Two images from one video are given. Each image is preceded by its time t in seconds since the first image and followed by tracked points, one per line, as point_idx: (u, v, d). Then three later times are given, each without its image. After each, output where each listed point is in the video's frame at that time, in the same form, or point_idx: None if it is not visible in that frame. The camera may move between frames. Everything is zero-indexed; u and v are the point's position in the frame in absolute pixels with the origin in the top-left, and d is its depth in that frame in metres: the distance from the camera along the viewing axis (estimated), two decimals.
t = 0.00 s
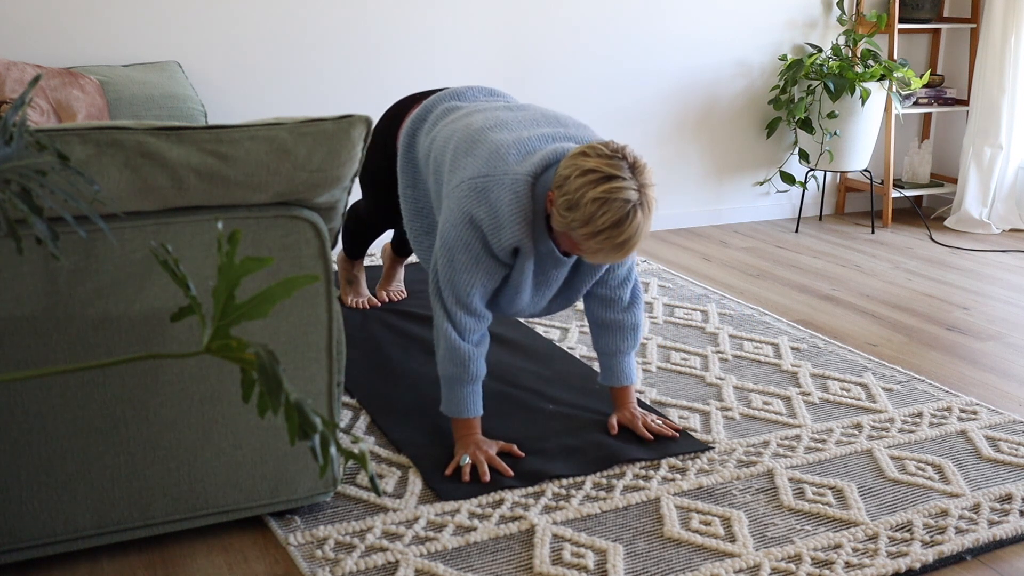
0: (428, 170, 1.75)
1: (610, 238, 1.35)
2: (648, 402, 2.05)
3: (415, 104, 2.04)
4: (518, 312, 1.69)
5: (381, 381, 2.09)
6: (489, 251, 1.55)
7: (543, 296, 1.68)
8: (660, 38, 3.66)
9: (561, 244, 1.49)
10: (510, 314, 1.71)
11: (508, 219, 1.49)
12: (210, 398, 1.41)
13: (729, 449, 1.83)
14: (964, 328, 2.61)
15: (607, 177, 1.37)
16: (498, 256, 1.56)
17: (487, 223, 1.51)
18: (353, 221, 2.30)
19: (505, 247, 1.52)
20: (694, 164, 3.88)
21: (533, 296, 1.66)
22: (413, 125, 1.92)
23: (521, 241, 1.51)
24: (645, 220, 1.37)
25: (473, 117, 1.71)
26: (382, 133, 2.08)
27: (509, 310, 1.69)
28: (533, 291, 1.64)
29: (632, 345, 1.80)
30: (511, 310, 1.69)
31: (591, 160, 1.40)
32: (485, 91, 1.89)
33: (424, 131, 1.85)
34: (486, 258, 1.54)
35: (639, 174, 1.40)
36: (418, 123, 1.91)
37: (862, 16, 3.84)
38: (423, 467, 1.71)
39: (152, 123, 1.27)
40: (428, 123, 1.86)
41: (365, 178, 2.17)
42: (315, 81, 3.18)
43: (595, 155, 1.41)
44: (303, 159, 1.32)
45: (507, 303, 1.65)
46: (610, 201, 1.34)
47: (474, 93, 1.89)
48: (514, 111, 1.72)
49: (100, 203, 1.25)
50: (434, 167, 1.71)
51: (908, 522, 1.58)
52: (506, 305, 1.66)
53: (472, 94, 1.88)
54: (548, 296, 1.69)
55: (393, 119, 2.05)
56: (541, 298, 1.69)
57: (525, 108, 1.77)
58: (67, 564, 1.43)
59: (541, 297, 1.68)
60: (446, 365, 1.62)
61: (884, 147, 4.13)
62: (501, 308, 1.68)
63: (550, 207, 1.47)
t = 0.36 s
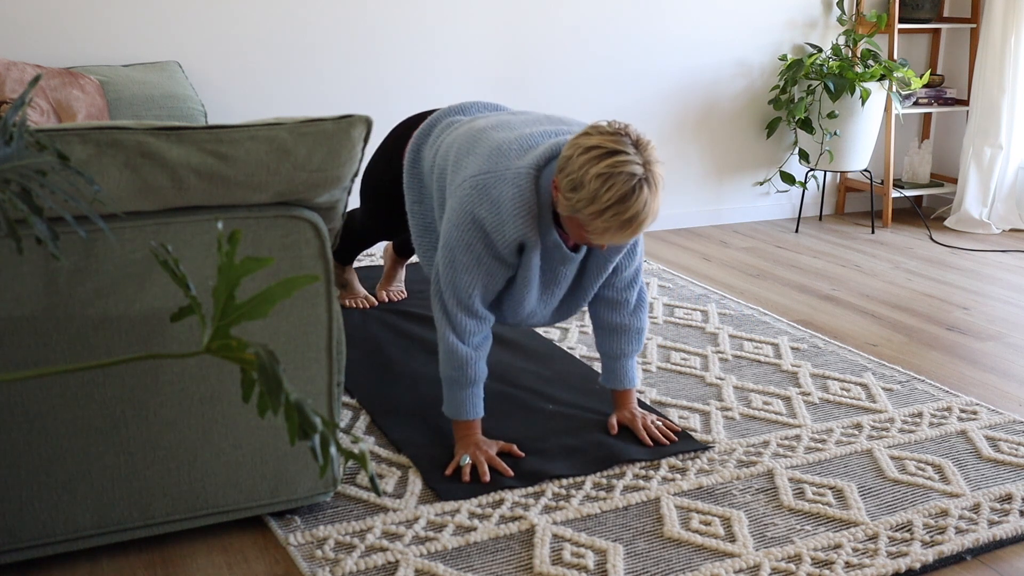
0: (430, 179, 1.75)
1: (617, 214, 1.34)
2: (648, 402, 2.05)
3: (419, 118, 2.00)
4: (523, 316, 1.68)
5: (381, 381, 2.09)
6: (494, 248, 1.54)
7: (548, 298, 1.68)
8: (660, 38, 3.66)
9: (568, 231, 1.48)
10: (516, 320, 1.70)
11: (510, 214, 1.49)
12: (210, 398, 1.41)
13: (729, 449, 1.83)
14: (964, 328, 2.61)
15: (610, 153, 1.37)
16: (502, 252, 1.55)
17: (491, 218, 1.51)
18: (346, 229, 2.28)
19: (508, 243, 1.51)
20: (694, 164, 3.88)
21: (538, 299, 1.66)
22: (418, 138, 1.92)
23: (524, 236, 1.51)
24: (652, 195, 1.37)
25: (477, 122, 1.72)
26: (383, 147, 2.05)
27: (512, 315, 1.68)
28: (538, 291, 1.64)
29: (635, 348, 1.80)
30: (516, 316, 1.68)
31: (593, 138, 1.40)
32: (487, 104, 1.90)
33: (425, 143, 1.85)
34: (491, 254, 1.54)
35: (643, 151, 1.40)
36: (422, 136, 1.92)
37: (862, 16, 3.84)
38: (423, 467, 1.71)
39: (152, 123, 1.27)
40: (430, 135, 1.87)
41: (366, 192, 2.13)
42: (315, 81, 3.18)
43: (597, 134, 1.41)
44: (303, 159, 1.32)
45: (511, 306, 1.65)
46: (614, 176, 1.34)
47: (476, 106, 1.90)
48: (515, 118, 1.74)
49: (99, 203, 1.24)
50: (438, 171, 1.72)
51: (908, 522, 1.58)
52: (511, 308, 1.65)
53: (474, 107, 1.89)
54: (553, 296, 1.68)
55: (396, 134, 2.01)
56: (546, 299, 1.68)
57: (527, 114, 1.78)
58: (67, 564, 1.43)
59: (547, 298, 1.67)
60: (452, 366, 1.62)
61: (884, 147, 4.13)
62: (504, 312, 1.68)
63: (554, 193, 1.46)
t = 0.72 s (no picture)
0: (436, 185, 1.75)
1: (629, 205, 1.34)
2: (648, 402, 2.05)
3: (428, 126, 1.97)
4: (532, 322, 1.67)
5: (381, 381, 2.09)
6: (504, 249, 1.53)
7: (558, 301, 1.67)
8: (660, 38, 3.66)
9: (579, 228, 1.48)
10: (525, 326, 1.69)
11: (519, 214, 1.49)
12: (210, 398, 1.41)
13: (729, 449, 1.83)
14: (964, 328, 2.61)
15: (621, 144, 1.37)
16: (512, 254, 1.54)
17: (500, 219, 1.50)
18: (353, 233, 2.28)
19: (517, 243, 1.51)
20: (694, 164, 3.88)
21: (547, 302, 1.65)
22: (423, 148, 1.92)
23: (534, 236, 1.50)
24: (665, 186, 1.36)
25: (483, 127, 1.72)
26: (391, 157, 2.00)
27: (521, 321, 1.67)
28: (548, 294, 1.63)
29: (640, 353, 1.80)
30: (524, 322, 1.67)
31: (603, 131, 1.40)
32: (492, 111, 1.90)
33: (430, 150, 1.84)
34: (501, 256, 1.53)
35: (654, 142, 1.40)
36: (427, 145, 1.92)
37: (862, 16, 3.83)
38: (423, 467, 1.71)
39: (151, 123, 1.27)
40: (434, 142, 1.86)
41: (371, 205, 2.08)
42: (315, 81, 3.18)
43: (607, 126, 1.42)
44: (303, 159, 1.32)
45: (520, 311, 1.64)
46: (625, 166, 1.34)
47: (481, 113, 1.90)
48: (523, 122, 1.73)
49: (99, 203, 1.24)
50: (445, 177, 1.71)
51: (908, 522, 1.58)
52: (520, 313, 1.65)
53: (480, 115, 1.89)
54: (564, 300, 1.68)
55: (405, 143, 1.98)
56: (556, 303, 1.67)
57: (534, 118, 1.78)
58: (67, 565, 1.43)
59: (556, 302, 1.67)
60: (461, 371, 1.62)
61: (883, 147, 4.13)
62: (512, 318, 1.67)
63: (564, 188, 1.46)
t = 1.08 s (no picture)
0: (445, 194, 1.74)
1: (645, 217, 1.34)
2: (648, 402, 2.05)
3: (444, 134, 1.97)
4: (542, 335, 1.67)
5: (382, 381, 2.08)
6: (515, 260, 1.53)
7: (570, 314, 1.66)
8: (660, 38, 3.66)
9: (594, 241, 1.47)
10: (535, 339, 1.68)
11: (532, 225, 1.48)
12: (210, 398, 1.41)
13: (729, 449, 1.83)
14: (964, 328, 2.61)
15: (637, 154, 1.37)
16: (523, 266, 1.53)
17: (511, 229, 1.50)
18: (363, 245, 2.26)
19: (529, 254, 1.50)
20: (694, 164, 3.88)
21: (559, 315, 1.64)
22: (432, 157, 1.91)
23: (545, 247, 1.50)
24: (682, 197, 1.36)
25: (493, 135, 1.71)
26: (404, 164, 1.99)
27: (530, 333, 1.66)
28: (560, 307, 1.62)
29: (644, 359, 1.80)
30: (534, 334, 1.67)
31: (618, 141, 1.40)
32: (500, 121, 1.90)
33: (438, 160, 1.84)
34: (512, 267, 1.53)
35: (670, 152, 1.39)
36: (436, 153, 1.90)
37: (862, 16, 3.83)
38: (423, 467, 1.71)
39: (151, 123, 1.27)
40: (444, 152, 1.85)
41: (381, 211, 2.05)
42: (315, 81, 3.18)
43: (621, 137, 1.41)
44: (303, 159, 1.32)
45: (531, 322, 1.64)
46: (642, 177, 1.34)
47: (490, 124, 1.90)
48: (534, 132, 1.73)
49: (99, 203, 1.24)
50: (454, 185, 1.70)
51: (908, 522, 1.58)
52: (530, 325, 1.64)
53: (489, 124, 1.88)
54: (576, 312, 1.67)
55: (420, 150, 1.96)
56: (568, 316, 1.66)
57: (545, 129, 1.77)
58: (66, 565, 1.43)
59: (568, 314, 1.66)
60: (468, 378, 1.63)
61: (884, 147, 4.13)
62: (522, 330, 1.66)
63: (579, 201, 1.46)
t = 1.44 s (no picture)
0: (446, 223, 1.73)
1: (653, 284, 1.35)
2: (649, 402, 2.05)
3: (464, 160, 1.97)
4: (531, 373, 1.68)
5: (382, 381, 2.08)
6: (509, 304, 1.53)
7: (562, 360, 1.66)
8: (660, 38, 3.66)
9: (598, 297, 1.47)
10: (525, 374, 1.69)
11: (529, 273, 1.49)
12: (210, 398, 1.41)
13: (729, 449, 1.83)
14: (964, 328, 2.61)
15: (645, 221, 1.37)
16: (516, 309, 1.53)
17: (508, 274, 1.50)
18: (364, 252, 2.27)
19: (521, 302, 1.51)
20: (694, 164, 3.89)
21: (554, 356, 1.63)
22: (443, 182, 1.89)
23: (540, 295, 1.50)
24: (689, 264, 1.37)
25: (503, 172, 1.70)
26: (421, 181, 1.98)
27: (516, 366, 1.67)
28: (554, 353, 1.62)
29: (637, 355, 1.80)
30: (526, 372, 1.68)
31: (626, 205, 1.40)
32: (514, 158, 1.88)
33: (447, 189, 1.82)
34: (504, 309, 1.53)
35: (678, 217, 1.40)
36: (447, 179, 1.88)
37: (862, 16, 3.83)
38: (423, 467, 1.71)
39: (151, 123, 1.28)
40: (450, 184, 1.83)
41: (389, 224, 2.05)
42: (314, 81, 3.17)
43: (630, 200, 1.41)
44: (303, 159, 1.32)
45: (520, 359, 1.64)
46: (650, 246, 1.34)
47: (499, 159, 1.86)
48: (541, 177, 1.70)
49: (99, 203, 1.24)
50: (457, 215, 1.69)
51: (908, 522, 1.58)
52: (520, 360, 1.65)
53: (497, 161, 1.84)
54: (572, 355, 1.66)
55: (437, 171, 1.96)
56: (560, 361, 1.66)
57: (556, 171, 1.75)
58: (67, 565, 1.43)
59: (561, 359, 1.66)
60: (455, 377, 1.66)
61: (883, 147, 4.13)
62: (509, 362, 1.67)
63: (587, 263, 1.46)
